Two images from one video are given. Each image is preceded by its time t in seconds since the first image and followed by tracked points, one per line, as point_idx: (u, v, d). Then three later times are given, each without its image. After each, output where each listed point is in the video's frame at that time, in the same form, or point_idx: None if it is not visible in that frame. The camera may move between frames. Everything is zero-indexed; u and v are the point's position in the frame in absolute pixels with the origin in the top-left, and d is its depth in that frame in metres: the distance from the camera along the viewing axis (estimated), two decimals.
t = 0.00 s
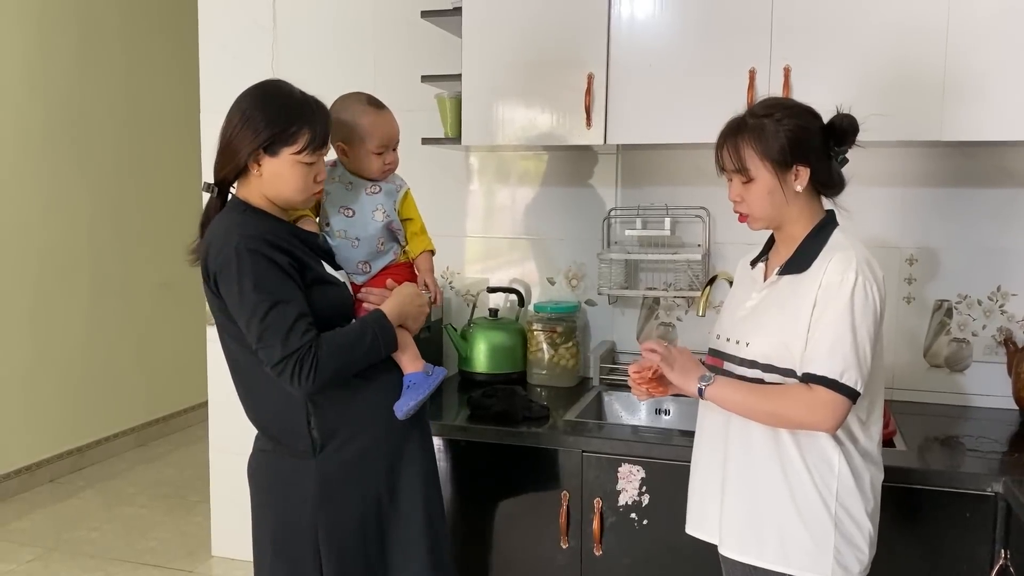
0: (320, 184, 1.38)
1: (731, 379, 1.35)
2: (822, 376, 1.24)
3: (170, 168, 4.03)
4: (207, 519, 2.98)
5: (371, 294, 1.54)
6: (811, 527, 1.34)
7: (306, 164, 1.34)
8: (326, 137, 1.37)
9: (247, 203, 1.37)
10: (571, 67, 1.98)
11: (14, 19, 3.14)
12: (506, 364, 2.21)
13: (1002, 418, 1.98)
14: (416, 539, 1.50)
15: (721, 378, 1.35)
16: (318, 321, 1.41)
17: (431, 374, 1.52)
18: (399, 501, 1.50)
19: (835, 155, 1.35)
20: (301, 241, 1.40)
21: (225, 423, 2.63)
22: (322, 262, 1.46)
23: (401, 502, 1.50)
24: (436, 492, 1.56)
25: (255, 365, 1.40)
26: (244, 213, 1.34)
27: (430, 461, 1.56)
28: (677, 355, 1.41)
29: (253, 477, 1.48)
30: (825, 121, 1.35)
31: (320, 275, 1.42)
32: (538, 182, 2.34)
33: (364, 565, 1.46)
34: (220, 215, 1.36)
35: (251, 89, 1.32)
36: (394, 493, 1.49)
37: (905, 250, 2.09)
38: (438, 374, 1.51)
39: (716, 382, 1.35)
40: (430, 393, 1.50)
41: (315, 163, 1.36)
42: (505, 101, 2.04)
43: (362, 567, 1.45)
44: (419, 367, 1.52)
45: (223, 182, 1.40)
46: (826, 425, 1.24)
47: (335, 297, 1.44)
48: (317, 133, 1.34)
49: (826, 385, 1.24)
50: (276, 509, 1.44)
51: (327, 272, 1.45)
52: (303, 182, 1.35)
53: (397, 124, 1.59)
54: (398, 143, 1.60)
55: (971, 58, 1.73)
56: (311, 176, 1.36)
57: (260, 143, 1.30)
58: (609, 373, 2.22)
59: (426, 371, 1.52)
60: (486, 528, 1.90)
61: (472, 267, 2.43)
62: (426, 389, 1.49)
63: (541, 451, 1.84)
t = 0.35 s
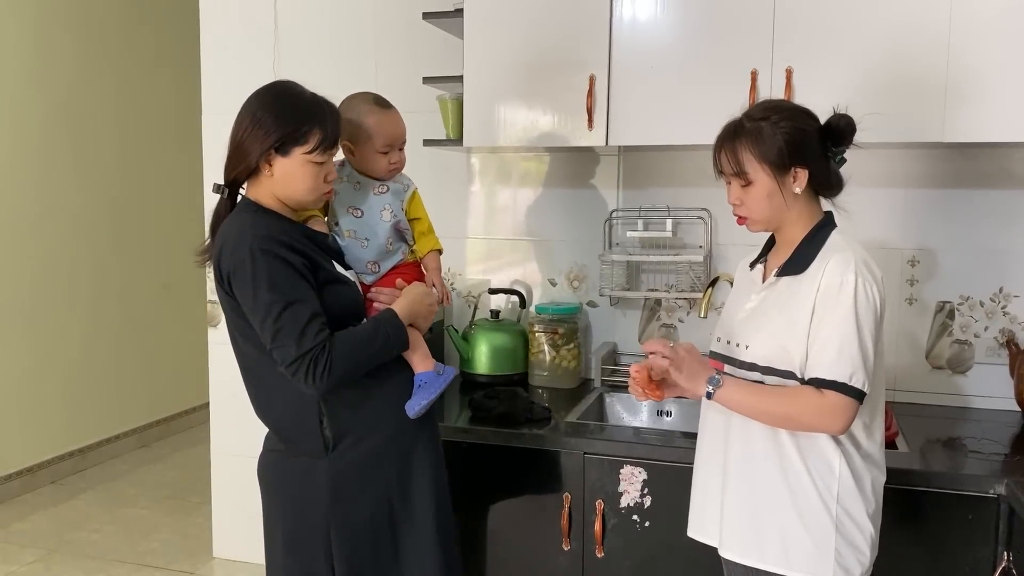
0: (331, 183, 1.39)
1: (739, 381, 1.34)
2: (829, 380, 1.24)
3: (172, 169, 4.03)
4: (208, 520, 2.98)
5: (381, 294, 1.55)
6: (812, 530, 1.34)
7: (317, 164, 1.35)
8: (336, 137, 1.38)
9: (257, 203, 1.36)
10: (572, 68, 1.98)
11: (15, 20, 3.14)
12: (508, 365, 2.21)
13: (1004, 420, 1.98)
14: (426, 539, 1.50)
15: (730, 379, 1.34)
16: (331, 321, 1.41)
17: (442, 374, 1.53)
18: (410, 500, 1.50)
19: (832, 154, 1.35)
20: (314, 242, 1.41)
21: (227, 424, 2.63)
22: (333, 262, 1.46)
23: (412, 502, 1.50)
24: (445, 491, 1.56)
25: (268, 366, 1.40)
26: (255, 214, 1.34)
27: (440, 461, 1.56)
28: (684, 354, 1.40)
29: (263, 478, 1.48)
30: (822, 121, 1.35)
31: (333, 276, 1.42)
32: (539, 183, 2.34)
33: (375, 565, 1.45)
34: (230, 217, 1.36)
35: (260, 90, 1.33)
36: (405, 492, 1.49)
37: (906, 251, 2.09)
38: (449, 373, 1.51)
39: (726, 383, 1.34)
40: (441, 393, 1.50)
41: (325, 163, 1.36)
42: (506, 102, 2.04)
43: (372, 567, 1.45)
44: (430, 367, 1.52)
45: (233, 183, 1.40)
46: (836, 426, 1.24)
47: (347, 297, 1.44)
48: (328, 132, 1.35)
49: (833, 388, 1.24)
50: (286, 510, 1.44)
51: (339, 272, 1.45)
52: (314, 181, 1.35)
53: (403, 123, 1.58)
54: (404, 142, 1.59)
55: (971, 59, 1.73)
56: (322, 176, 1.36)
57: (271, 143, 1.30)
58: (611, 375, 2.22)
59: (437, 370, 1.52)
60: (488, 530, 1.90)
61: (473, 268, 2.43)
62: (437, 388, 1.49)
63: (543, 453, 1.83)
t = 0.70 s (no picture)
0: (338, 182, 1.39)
1: (732, 376, 1.34)
2: (824, 378, 1.25)
3: (170, 169, 4.03)
4: (207, 520, 2.97)
5: (389, 291, 1.55)
6: (808, 528, 1.34)
7: (326, 162, 1.35)
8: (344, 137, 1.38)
9: (265, 201, 1.36)
10: (571, 68, 1.98)
11: (13, 20, 3.14)
12: (507, 365, 2.21)
13: (1002, 419, 1.98)
14: (431, 534, 1.49)
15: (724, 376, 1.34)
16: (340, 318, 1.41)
17: (449, 370, 1.53)
18: (416, 496, 1.50)
19: (827, 153, 1.35)
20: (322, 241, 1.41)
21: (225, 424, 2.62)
22: (341, 260, 1.46)
23: (417, 497, 1.50)
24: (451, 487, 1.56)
25: (276, 361, 1.40)
26: (265, 211, 1.34)
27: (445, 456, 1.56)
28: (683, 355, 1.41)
29: (269, 475, 1.48)
30: (816, 119, 1.35)
31: (341, 273, 1.42)
32: (538, 183, 2.34)
33: (381, 561, 1.45)
34: (238, 214, 1.36)
35: (267, 90, 1.33)
36: (410, 488, 1.49)
37: (905, 250, 2.09)
38: (455, 370, 1.52)
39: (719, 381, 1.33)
40: (448, 389, 1.50)
41: (334, 161, 1.37)
42: (505, 102, 2.04)
43: (378, 564, 1.45)
44: (437, 363, 1.53)
45: (240, 180, 1.39)
46: (831, 425, 1.24)
47: (356, 294, 1.44)
48: (338, 132, 1.35)
49: (829, 386, 1.24)
50: (292, 507, 1.43)
51: (347, 270, 1.46)
52: (324, 180, 1.35)
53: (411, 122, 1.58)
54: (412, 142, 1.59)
55: (969, 58, 1.73)
56: (330, 174, 1.36)
57: (282, 142, 1.30)
58: (610, 374, 2.22)
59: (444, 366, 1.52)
60: (487, 529, 1.90)
61: (472, 268, 2.42)
62: (444, 384, 1.50)
63: (541, 452, 1.83)
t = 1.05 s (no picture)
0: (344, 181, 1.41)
1: (722, 376, 1.35)
2: (811, 376, 1.25)
3: (167, 168, 4.03)
4: (204, 520, 2.97)
5: (391, 290, 1.55)
6: (801, 526, 1.34)
7: (332, 162, 1.36)
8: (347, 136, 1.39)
9: (271, 203, 1.36)
10: (568, 68, 1.98)
11: (9, 21, 3.13)
12: (504, 365, 2.21)
13: (997, 419, 1.99)
14: (432, 533, 1.50)
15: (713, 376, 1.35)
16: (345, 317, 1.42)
17: (451, 369, 1.53)
18: (416, 494, 1.50)
19: (818, 153, 1.35)
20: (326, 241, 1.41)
21: (222, 424, 2.62)
22: (344, 258, 1.46)
23: (418, 495, 1.50)
24: (453, 485, 1.56)
25: (282, 360, 1.40)
26: (269, 211, 1.34)
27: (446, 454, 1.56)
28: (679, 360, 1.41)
29: (270, 474, 1.49)
30: (807, 120, 1.35)
31: (345, 272, 1.43)
32: (535, 183, 2.34)
33: (382, 560, 1.46)
34: (242, 214, 1.36)
35: (267, 93, 1.32)
36: (411, 486, 1.49)
37: (900, 251, 2.09)
38: (457, 368, 1.52)
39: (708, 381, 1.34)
40: (450, 387, 1.51)
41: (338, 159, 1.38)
42: (502, 102, 2.05)
43: (378, 562, 1.45)
44: (439, 362, 1.53)
45: (242, 181, 1.39)
46: (817, 422, 1.25)
47: (360, 293, 1.45)
48: (342, 132, 1.36)
49: (816, 384, 1.24)
50: (293, 505, 1.44)
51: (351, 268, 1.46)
52: (330, 179, 1.36)
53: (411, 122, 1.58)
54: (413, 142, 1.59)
55: (964, 59, 1.74)
56: (336, 173, 1.37)
57: (290, 146, 1.31)
58: (606, 374, 2.22)
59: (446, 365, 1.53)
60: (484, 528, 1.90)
61: (469, 268, 2.43)
62: (446, 382, 1.49)
63: (537, 451, 1.84)
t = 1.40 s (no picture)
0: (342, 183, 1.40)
1: (715, 377, 1.35)
2: (803, 374, 1.25)
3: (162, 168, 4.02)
4: (198, 520, 2.97)
5: (389, 290, 1.55)
6: (796, 524, 1.34)
7: (330, 163, 1.35)
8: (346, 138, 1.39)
9: (269, 202, 1.36)
10: (563, 68, 1.98)
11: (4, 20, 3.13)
12: (499, 364, 2.21)
13: (991, 418, 1.99)
14: (429, 533, 1.50)
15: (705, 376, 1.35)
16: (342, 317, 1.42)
17: (448, 370, 1.53)
18: (413, 494, 1.49)
19: (810, 153, 1.36)
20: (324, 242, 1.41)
21: (216, 424, 2.62)
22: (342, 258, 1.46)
23: (415, 495, 1.50)
24: (450, 486, 1.56)
25: (279, 360, 1.40)
26: (267, 211, 1.34)
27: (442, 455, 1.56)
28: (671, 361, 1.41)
29: (266, 475, 1.48)
30: (799, 120, 1.36)
31: (343, 272, 1.43)
32: (530, 183, 2.34)
33: (379, 560, 1.45)
34: (240, 212, 1.36)
35: (267, 92, 1.32)
36: (408, 487, 1.49)
37: (895, 250, 2.09)
38: (454, 370, 1.53)
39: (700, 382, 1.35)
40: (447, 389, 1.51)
41: (336, 159, 1.37)
42: (497, 102, 2.05)
43: (375, 562, 1.45)
44: (436, 363, 1.53)
45: (240, 180, 1.39)
46: (811, 420, 1.25)
47: (357, 293, 1.44)
48: (341, 132, 1.36)
49: (808, 383, 1.25)
50: (290, 505, 1.44)
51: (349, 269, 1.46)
52: (327, 180, 1.36)
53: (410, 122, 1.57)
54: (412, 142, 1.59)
55: (958, 59, 1.74)
56: (334, 173, 1.37)
57: (289, 146, 1.30)
58: (601, 373, 2.23)
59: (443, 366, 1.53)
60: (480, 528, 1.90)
61: (465, 268, 2.43)
62: (443, 384, 1.50)
63: (533, 450, 1.84)
